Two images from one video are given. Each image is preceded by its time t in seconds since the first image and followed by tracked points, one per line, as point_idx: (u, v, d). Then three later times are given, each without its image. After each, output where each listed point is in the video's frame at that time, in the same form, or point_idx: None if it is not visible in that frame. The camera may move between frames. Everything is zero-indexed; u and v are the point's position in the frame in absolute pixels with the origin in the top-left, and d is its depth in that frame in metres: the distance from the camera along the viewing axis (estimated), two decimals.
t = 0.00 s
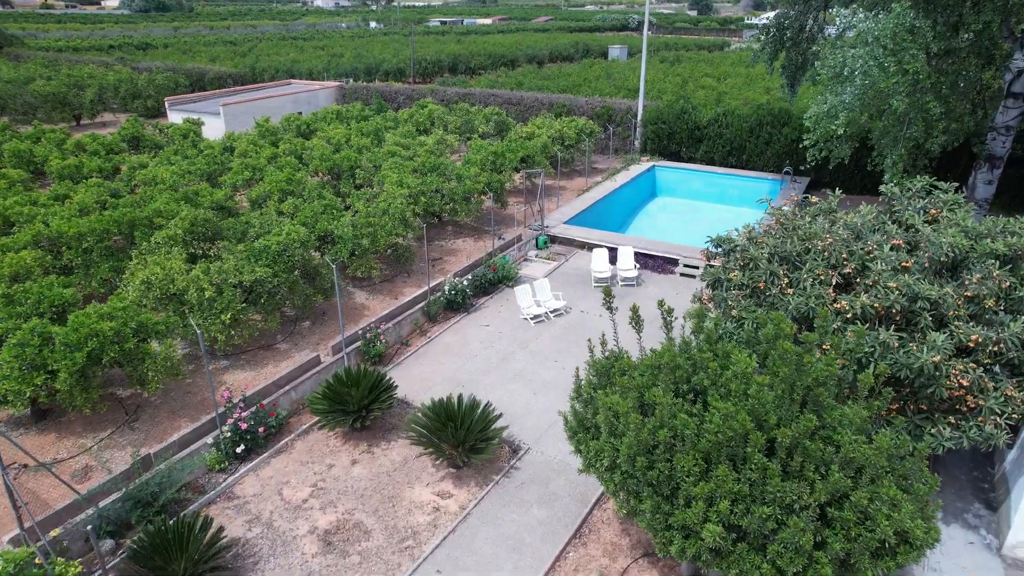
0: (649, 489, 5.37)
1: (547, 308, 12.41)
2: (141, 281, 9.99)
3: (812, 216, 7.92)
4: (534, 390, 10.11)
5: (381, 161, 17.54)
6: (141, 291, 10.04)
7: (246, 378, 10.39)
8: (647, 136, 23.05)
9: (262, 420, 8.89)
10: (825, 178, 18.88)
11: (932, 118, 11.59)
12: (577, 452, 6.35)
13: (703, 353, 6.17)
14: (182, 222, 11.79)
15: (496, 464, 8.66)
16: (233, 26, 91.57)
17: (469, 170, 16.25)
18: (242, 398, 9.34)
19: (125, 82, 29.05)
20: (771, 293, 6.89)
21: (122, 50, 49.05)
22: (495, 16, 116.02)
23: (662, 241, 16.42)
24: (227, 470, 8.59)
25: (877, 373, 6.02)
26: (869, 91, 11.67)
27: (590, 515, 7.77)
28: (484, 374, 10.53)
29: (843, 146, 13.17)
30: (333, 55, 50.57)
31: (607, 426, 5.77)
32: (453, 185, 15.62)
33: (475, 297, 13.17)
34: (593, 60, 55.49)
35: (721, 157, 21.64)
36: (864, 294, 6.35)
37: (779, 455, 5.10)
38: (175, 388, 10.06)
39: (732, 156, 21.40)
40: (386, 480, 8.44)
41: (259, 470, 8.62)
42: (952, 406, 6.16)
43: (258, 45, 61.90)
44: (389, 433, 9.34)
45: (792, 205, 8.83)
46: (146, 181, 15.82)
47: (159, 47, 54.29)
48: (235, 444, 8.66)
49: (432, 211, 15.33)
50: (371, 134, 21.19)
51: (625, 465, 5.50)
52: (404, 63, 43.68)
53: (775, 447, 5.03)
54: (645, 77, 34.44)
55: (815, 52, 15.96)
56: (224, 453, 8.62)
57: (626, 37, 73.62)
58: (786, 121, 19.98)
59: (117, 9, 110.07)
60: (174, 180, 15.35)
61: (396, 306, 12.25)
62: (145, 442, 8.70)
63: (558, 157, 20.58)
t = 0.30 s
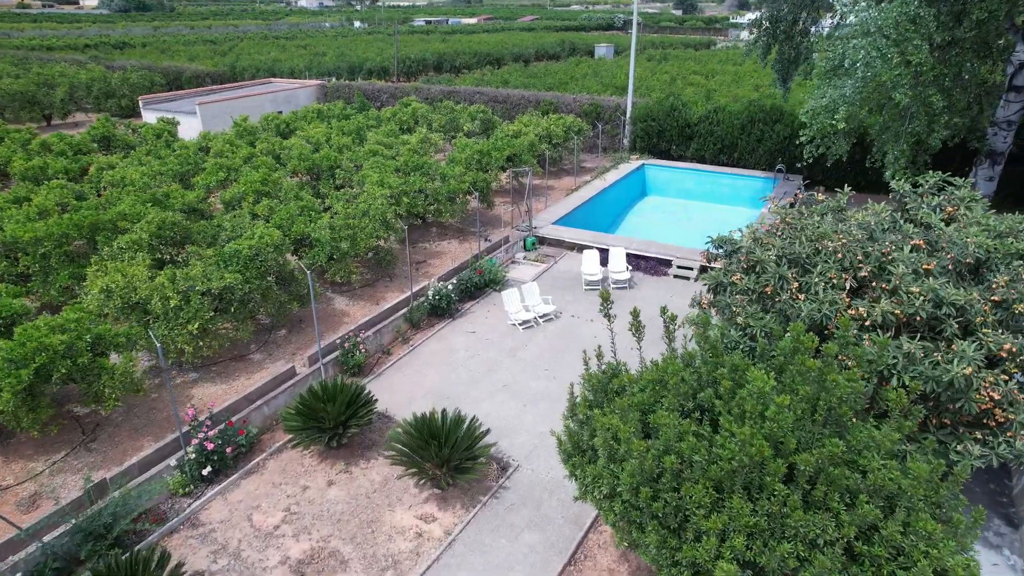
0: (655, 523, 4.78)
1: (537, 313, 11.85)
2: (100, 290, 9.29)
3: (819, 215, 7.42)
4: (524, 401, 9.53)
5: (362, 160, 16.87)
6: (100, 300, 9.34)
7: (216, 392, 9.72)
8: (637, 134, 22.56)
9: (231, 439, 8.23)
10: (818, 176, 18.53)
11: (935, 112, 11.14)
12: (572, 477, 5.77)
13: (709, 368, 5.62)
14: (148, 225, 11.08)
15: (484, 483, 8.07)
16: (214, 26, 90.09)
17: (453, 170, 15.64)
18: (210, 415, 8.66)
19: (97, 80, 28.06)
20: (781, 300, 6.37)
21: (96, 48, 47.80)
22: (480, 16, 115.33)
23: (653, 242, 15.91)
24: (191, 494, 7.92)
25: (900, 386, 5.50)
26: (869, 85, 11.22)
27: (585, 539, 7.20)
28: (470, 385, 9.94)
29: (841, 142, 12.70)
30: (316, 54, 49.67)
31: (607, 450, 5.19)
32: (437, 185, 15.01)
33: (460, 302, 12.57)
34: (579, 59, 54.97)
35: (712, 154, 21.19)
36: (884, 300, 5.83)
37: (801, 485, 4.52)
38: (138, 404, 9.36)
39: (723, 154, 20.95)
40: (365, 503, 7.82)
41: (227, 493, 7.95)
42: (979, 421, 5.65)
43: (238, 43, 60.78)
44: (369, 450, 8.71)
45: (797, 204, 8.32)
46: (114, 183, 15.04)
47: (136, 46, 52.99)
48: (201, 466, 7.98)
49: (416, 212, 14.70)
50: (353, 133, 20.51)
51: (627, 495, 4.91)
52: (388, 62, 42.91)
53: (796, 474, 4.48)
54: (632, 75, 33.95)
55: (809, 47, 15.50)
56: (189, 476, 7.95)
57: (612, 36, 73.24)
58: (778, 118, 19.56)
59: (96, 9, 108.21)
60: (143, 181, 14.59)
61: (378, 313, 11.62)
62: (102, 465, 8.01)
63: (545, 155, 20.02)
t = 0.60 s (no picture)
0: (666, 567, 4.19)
1: (525, 319, 11.27)
2: (52, 301, 8.59)
3: (828, 216, 6.90)
4: (513, 415, 8.92)
5: (342, 160, 16.22)
6: (53, 312, 8.64)
7: (182, 409, 9.02)
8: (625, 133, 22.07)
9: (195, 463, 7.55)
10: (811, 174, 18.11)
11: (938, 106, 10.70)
12: (567, 510, 5.18)
13: (718, 387, 5.05)
14: (109, 230, 10.37)
15: (471, 507, 7.46)
16: (195, 26, 88.71)
17: (437, 170, 15.03)
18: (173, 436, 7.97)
19: (67, 79, 27.12)
20: (794, 309, 5.86)
21: (70, 47, 46.64)
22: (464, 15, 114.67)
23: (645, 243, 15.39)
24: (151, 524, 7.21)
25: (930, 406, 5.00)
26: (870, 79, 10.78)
27: (580, 570, 6.60)
28: (455, 398, 9.32)
29: (840, 138, 12.25)
30: (296, 53, 48.84)
31: (608, 483, 4.60)
32: (420, 185, 14.39)
33: (445, 308, 11.96)
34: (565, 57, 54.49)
35: (702, 153, 20.74)
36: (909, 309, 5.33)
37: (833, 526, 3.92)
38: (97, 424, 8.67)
39: (714, 152, 20.50)
40: (341, 532, 7.17)
41: (191, 523, 7.26)
42: (1013, 441, 5.11)
43: (218, 42, 59.72)
44: (347, 471, 8.08)
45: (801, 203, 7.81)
46: (78, 186, 14.28)
47: (112, 45, 51.79)
48: (162, 494, 7.26)
49: (398, 214, 14.08)
50: (333, 132, 19.84)
51: (632, 535, 4.31)
52: (371, 60, 42.20)
53: (824, 515, 3.94)
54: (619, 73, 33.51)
55: (802, 41, 15.07)
56: (148, 504, 7.24)
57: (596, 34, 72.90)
58: (770, 115, 19.14)
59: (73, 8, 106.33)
60: (109, 184, 13.84)
61: (357, 321, 10.97)
62: (51, 494, 7.33)
63: (532, 155, 19.46)
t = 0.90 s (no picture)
0: None
1: (515, 327, 10.73)
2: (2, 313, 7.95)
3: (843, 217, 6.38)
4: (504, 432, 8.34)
5: (324, 160, 15.58)
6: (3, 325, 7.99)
7: (147, 428, 8.37)
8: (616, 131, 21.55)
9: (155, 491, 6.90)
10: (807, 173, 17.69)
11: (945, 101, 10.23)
12: (564, 551, 4.61)
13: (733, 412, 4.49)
14: (70, 235, 9.70)
15: (458, 536, 6.86)
16: (179, 25, 87.57)
17: (422, 170, 14.44)
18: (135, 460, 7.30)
19: (41, 77, 26.29)
20: (812, 322, 5.47)
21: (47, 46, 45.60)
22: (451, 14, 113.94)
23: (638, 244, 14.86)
24: (107, 559, 6.56)
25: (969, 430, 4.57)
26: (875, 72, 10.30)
27: None
28: (442, 413, 8.73)
29: (842, 135, 11.78)
30: (280, 52, 48.06)
31: (612, 526, 4.03)
32: (405, 186, 13.78)
33: (431, 316, 11.36)
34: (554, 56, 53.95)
35: (695, 151, 20.26)
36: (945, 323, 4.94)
37: None
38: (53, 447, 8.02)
39: (707, 150, 20.02)
40: (317, 565, 6.56)
41: (151, 557, 6.60)
42: None
43: (201, 42, 58.76)
44: (323, 496, 7.46)
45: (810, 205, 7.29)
46: (44, 187, 13.58)
47: (91, 45, 50.77)
48: (118, 526, 6.62)
49: (381, 216, 13.46)
50: (315, 131, 19.19)
51: None
52: (356, 59, 41.50)
53: (865, 570, 3.37)
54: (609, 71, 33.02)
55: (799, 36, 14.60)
56: (103, 538, 6.58)
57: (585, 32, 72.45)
58: (764, 113, 18.68)
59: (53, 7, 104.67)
60: (76, 185, 13.13)
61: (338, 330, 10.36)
62: None
63: (521, 154, 18.89)
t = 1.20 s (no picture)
0: None
1: (505, 336, 10.12)
2: None
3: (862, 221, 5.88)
4: (499, 448, 7.83)
5: (305, 159, 14.92)
6: None
7: (106, 450, 7.73)
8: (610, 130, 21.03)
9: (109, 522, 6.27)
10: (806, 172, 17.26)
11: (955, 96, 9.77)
12: None
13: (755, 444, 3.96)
14: (25, 242, 9.04)
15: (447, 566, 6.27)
16: (162, 24, 86.29)
17: (408, 170, 13.84)
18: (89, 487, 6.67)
19: (14, 76, 25.40)
20: (835, 336, 5.35)
21: (25, 44, 44.52)
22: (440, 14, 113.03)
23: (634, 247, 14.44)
24: None
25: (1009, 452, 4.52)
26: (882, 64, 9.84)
27: None
28: (431, 429, 8.18)
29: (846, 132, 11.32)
30: (265, 50, 47.17)
31: None
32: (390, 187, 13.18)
33: (417, 323, 10.77)
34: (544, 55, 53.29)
35: (690, 150, 19.78)
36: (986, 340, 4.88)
37: None
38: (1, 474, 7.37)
39: (702, 149, 19.55)
40: None
41: None
42: None
43: (186, 41, 57.78)
44: (297, 525, 6.85)
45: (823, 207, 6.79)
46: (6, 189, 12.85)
47: (71, 44, 49.65)
48: (66, 564, 5.99)
49: (365, 218, 12.86)
50: (298, 130, 18.52)
51: None
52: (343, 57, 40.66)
53: None
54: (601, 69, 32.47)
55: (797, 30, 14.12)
56: None
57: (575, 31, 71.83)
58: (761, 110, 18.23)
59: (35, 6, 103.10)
60: (40, 187, 12.41)
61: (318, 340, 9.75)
62: None
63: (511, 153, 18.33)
